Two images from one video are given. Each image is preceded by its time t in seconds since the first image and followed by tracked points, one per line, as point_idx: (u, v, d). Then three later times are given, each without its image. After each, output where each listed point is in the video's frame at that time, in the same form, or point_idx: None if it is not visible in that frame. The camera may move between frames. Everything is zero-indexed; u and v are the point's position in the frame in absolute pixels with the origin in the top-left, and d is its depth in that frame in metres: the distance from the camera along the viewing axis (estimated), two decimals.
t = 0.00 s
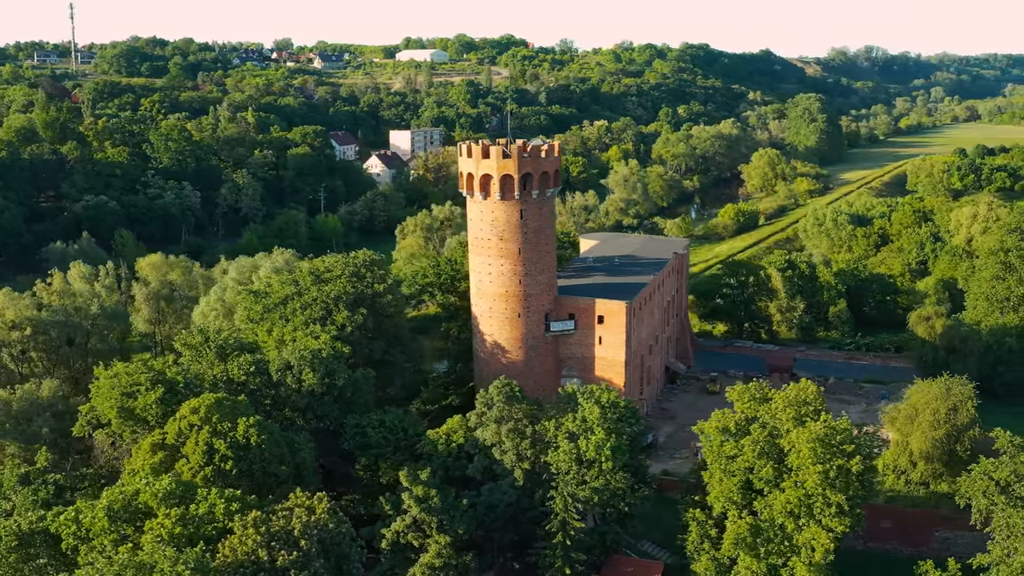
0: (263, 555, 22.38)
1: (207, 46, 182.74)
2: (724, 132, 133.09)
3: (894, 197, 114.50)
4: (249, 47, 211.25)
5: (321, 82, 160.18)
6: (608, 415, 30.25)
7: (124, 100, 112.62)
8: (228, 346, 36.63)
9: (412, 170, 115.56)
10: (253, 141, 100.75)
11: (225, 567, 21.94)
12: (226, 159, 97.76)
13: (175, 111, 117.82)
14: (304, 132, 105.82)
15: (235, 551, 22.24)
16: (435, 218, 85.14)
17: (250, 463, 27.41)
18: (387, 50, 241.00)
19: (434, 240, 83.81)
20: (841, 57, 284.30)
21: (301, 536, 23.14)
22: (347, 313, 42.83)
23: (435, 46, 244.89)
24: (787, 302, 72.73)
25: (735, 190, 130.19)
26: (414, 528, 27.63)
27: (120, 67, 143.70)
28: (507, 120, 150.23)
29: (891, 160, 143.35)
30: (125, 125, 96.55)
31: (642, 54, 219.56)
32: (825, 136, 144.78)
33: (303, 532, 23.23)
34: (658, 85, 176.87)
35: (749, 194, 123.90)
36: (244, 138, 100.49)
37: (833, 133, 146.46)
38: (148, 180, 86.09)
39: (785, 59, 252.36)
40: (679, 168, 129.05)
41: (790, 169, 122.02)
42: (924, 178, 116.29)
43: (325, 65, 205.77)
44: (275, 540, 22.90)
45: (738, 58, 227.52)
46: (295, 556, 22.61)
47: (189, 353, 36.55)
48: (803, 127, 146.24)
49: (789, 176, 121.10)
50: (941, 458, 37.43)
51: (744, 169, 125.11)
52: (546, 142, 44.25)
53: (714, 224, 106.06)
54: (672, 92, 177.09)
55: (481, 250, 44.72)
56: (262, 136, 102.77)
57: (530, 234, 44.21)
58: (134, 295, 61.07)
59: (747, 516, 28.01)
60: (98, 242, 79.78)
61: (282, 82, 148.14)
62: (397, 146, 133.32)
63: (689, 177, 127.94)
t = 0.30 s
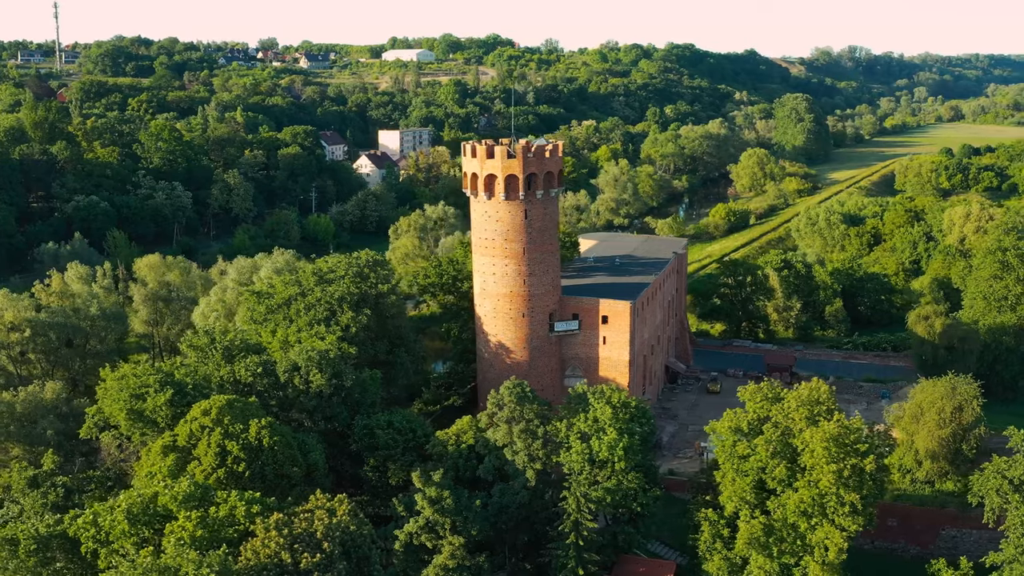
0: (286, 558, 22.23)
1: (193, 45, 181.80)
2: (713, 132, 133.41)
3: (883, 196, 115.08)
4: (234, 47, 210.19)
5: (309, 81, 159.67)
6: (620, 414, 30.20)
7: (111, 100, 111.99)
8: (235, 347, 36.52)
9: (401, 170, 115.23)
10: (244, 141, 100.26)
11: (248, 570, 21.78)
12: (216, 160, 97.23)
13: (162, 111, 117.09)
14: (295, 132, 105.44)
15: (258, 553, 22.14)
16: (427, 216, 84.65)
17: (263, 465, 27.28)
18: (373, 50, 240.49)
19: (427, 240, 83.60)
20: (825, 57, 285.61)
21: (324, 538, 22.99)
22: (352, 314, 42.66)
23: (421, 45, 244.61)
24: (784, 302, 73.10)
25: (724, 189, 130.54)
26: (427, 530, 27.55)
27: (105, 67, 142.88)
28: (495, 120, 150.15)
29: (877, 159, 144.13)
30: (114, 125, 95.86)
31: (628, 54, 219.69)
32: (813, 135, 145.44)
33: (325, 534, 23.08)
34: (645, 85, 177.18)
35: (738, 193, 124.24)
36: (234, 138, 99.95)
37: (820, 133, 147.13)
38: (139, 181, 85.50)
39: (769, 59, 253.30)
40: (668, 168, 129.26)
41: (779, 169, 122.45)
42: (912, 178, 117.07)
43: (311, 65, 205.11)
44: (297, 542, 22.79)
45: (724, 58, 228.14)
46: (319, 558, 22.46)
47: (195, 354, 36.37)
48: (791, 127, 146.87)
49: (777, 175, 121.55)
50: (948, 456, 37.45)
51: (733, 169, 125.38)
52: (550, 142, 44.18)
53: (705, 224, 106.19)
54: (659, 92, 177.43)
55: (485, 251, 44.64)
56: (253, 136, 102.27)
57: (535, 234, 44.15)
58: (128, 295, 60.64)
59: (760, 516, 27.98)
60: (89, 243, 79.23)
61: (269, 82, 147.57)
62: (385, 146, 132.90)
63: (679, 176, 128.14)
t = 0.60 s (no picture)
0: (311, 560, 22.05)
1: (178, 45, 180.92)
2: (701, 132, 133.64)
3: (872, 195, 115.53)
4: (219, 46, 209.32)
5: (296, 81, 159.15)
6: (632, 414, 30.17)
7: (98, 100, 111.37)
8: (242, 349, 36.42)
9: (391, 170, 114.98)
10: (234, 141, 99.76)
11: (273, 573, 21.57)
12: (206, 160, 96.73)
13: (150, 111, 116.42)
14: (285, 132, 105.08)
15: (282, 556, 21.88)
16: (420, 216, 85.32)
17: (276, 467, 27.13)
18: (358, 49, 239.98)
19: (420, 240, 83.39)
20: (809, 57, 286.79)
21: (347, 541, 22.82)
22: (356, 314, 42.47)
23: (407, 45, 244.31)
24: (781, 302, 73.65)
25: (713, 189, 130.81)
26: (441, 531, 27.48)
27: (90, 66, 142.08)
28: (484, 119, 149.93)
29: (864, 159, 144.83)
30: (104, 124, 95.19)
31: (614, 54, 219.84)
32: (800, 135, 146.03)
33: (349, 537, 22.91)
34: (632, 85, 177.49)
35: (726, 193, 124.51)
36: (224, 138, 99.43)
37: (807, 132, 147.72)
38: (130, 181, 84.95)
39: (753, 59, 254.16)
40: (657, 167, 129.36)
41: (768, 168, 122.78)
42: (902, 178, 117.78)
43: (297, 65, 204.42)
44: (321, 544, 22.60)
45: (709, 58, 228.73)
46: (343, 560, 22.28)
47: (201, 356, 36.23)
48: (778, 126, 147.43)
49: (766, 175, 121.86)
50: (954, 455, 37.59)
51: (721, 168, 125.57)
52: (554, 142, 44.13)
53: (697, 223, 106.33)
54: (646, 92, 177.74)
55: (489, 251, 44.59)
56: (243, 136, 101.78)
57: (539, 234, 44.09)
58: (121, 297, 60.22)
59: (774, 515, 28.03)
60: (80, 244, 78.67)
61: (256, 82, 147.00)
62: (374, 146, 132.53)
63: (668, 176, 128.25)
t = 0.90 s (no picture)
0: (335, 562, 21.88)
1: (163, 44, 180.06)
2: (689, 132, 133.27)
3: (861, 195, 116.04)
4: (204, 45, 208.43)
5: (283, 80, 158.65)
6: (644, 414, 30.16)
7: (85, 99, 110.65)
8: (249, 351, 36.33)
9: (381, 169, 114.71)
10: (224, 141, 99.21)
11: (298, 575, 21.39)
12: (197, 160, 96.22)
13: (138, 111, 115.71)
14: (276, 132, 104.73)
15: (305, 558, 21.68)
16: (414, 216, 83.67)
17: (289, 468, 27.01)
18: (344, 49, 239.46)
19: (414, 240, 83.18)
20: (793, 57, 288.03)
21: (371, 543, 22.66)
22: (361, 315, 42.34)
23: (393, 45, 244.01)
24: (777, 301, 73.62)
25: (701, 189, 131.07)
26: (455, 532, 27.44)
27: (74, 65, 141.15)
28: (472, 119, 149.70)
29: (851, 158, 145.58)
30: (94, 124, 94.54)
31: (601, 54, 219.97)
32: (787, 135, 146.60)
33: (372, 539, 22.74)
34: (619, 85, 177.74)
35: (716, 192, 124.77)
36: (215, 137, 98.93)
37: (795, 132, 148.34)
38: (121, 181, 84.42)
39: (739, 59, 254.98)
40: (646, 167, 129.49)
41: (757, 168, 123.15)
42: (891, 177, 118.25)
43: (282, 65, 203.68)
44: (344, 546, 22.44)
45: (695, 58, 229.28)
46: (366, 562, 22.12)
47: (208, 357, 36.13)
48: (766, 126, 147.99)
49: (755, 174, 122.23)
50: (960, 455, 37.75)
51: (710, 168, 125.82)
52: (559, 142, 44.07)
53: (688, 223, 106.47)
54: (633, 92, 178.00)
55: (494, 251, 44.53)
56: (233, 136, 101.31)
57: (544, 234, 44.03)
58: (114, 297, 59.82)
59: (787, 515, 28.07)
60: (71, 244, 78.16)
61: (243, 82, 146.40)
62: (362, 146, 132.05)
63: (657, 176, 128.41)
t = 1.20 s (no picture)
0: (360, 563, 21.75)
1: (148, 44, 179.17)
2: (678, 132, 134.86)
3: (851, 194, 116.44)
4: (189, 45, 207.44)
5: (270, 80, 158.10)
6: (656, 414, 30.13)
7: (72, 99, 109.94)
8: (255, 351, 36.20)
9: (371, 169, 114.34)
10: (214, 141, 98.60)
11: None
12: (188, 160, 95.75)
13: (125, 110, 114.99)
14: (266, 132, 104.25)
15: (329, 560, 21.55)
16: (407, 216, 84.18)
17: (303, 470, 26.88)
18: (330, 49, 239.01)
19: (407, 240, 82.91)
20: (778, 57, 289.13)
21: (395, 544, 22.54)
22: (366, 316, 42.15)
23: (379, 45, 243.71)
24: (774, 300, 73.65)
25: (690, 188, 131.34)
26: (469, 533, 27.37)
27: (59, 65, 140.22)
28: (460, 119, 149.49)
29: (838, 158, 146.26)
30: (83, 124, 93.89)
31: (587, 53, 220.03)
32: (775, 134, 147.07)
33: (396, 540, 22.62)
34: (606, 85, 177.90)
35: (704, 192, 124.94)
36: (205, 137, 98.37)
37: (782, 132, 148.85)
38: (112, 181, 83.89)
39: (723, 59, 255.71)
40: (635, 166, 129.48)
41: (746, 167, 123.53)
42: (880, 177, 118.74)
43: (268, 64, 203.00)
44: (368, 548, 22.30)
45: (681, 58, 229.62)
46: (391, 564, 21.99)
47: (214, 358, 35.96)
48: (753, 126, 148.49)
49: (745, 174, 122.58)
50: (966, 454, 37.90)
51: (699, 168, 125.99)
52: (563, 142, 44.05)
53: (679, 222, 106.53)
54: (620, 92, 178.27)
55: (498, 251, 44.45)
56: (224, 136, 100.82)
57: (549, 233, 44.00)
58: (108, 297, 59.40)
59: (800, 514, 28.09)
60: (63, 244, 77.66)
61: (231, 81, 145.80)
62: (351, 146, 131.55)
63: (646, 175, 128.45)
